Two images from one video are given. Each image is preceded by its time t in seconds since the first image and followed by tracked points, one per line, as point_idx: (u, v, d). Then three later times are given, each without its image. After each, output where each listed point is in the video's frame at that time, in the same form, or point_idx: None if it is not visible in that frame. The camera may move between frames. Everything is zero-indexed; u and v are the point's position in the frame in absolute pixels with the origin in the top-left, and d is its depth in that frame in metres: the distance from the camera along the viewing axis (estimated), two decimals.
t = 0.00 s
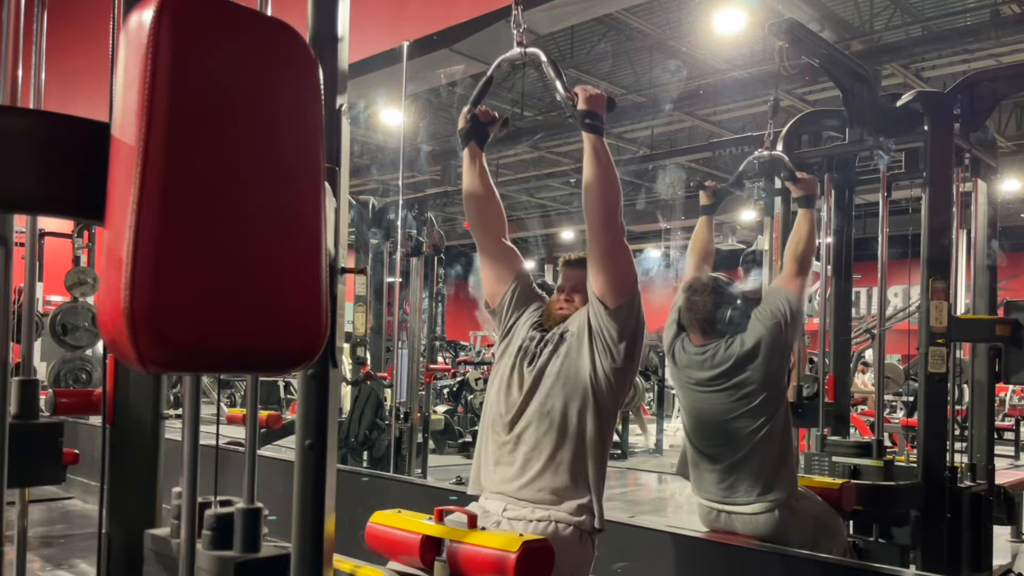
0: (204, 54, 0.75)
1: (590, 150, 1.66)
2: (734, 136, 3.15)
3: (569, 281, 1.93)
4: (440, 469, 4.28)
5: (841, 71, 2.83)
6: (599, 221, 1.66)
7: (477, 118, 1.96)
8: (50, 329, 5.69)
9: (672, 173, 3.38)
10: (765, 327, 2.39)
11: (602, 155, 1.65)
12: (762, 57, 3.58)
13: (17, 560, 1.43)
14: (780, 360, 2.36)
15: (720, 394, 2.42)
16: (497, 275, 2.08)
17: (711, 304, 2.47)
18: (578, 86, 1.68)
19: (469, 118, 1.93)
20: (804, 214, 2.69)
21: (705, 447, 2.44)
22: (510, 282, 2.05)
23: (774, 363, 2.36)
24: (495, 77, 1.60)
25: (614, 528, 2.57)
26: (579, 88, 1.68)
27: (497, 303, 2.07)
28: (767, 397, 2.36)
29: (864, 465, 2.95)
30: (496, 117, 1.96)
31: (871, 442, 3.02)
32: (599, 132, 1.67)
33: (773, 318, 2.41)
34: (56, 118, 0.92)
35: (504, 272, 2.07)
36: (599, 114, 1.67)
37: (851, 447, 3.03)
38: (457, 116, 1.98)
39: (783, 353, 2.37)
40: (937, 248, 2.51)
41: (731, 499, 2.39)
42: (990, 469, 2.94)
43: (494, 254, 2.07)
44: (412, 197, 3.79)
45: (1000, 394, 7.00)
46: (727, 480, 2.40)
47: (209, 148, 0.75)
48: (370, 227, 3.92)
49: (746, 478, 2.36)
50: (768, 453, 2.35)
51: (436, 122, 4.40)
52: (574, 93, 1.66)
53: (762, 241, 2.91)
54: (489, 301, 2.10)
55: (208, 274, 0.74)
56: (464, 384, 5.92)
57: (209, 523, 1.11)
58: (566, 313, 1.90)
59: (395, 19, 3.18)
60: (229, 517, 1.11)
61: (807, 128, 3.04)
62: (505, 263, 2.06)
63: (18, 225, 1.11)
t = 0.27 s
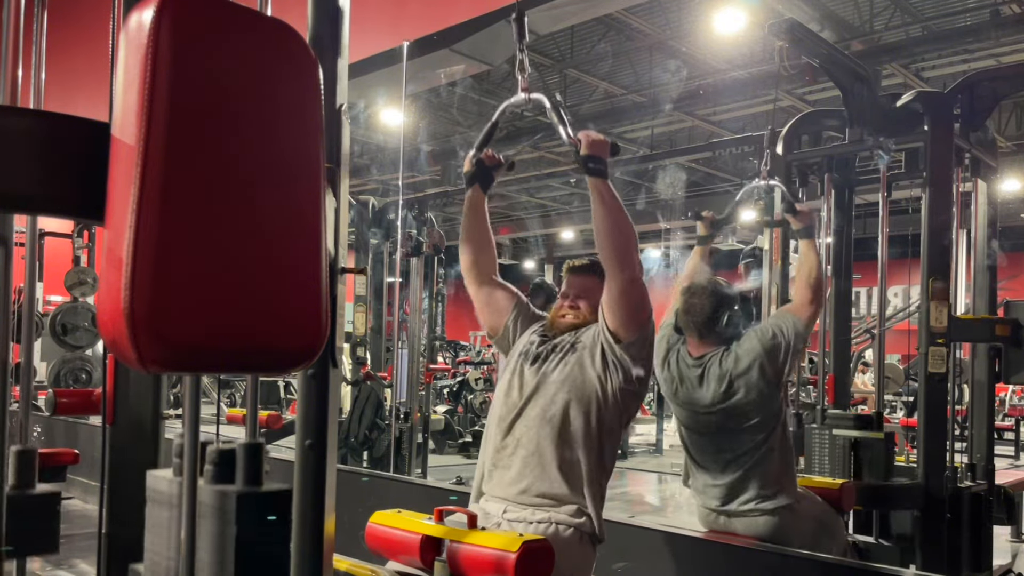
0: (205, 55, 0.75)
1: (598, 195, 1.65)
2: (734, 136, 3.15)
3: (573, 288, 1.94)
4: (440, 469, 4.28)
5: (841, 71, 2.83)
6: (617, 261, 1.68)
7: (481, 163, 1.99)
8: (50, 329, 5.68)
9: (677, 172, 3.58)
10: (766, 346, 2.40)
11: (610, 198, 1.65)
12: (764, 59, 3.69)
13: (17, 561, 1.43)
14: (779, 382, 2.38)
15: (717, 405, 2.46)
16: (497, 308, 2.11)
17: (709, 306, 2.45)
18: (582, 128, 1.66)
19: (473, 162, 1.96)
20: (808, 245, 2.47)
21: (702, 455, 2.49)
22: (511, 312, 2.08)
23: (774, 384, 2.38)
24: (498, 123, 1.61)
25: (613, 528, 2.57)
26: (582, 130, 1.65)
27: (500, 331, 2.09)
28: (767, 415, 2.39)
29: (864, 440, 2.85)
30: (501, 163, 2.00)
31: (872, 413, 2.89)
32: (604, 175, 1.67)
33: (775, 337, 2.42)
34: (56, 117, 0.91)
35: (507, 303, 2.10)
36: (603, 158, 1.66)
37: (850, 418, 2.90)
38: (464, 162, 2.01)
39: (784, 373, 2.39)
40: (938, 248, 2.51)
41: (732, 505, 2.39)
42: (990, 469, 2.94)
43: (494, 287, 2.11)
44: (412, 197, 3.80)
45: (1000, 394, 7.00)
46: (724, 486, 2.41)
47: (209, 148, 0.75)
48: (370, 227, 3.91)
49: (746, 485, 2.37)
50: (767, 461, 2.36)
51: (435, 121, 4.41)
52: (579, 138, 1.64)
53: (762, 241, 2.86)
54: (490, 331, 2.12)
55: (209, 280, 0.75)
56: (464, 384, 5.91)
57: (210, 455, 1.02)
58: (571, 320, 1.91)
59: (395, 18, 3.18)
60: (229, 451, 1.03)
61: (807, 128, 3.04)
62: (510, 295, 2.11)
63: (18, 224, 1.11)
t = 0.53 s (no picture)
0: (204, 56, 0.75)
1: (603, 256, 1.64)
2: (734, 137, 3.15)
3: (578, 293, 1.97)
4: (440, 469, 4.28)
5: (841, 71, 2.83)
6: (629, 315, 1.70)
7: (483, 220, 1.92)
8: (50, 329, 5.68)
9: (671, 175, 3.74)
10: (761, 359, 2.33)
11: (615, 258, 1.65)
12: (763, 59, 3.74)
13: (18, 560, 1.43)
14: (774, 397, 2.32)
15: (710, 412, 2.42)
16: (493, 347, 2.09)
17: (707, 312, 2.41)
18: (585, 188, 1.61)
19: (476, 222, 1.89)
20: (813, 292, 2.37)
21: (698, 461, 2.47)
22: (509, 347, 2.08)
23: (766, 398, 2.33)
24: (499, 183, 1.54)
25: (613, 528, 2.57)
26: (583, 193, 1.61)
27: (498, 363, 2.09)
28: (760, 426, 2.36)
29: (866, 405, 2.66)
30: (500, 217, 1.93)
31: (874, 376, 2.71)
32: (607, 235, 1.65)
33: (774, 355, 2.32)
34: (56, 117, 0.92)
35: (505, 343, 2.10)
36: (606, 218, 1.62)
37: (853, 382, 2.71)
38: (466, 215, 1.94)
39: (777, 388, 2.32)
40: (938, 248, 2.51)
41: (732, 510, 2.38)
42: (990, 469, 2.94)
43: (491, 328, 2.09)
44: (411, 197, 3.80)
45: (1000, 394, 7.00)
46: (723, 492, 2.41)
47: (209, 148, 0.75)
48: (370, 227, 3.91)
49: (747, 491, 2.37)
50: (768, 467, 2.35)
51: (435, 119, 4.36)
52: (580, 202, 1.60)
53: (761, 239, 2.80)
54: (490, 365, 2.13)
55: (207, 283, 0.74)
56: (464, 384, 5.91)
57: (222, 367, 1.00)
58: (574, 327, 1.94)
59: (395, 18, 3.17)
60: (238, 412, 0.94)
61: (807, 128, 3.04)
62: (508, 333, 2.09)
63: (18, 224, 1.11)
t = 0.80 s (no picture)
0: (204, 57, 0.75)
1: (602, 298, 1.76)
2: (734, 136, 3.15)
3: (578, 296, 2.02)
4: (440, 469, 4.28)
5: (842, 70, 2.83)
6: (633, 357, 1.76)
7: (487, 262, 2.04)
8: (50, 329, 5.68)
9: (672, 174, 3.74)
10: (765, 365, 2.36)
11: (613, 300, 1.75)
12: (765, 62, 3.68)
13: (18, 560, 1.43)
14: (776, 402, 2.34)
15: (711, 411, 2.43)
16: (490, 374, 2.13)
17: (708, 311, 2.45)
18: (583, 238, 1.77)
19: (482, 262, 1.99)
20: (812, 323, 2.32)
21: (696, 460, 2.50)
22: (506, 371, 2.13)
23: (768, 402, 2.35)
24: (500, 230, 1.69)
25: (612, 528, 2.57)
26: (583, 241, 1.77)
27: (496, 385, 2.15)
28: (759, 428, 2.37)
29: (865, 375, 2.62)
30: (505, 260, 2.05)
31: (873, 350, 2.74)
32: (607, 281, 1.77)
33: (781, 364, 2.35)
34: (56, 117, 0.92)
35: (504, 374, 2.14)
36: (604, 264, 1.76)
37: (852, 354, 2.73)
38: (469, 259, 2.06)
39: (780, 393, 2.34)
40: (938, 248, 2.51)
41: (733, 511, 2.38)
42: (990, 469, 2.95)
43: (489, 361, 2.13)
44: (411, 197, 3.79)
45: (1000, 394, 6.99)
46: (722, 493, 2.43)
47: (209, 149, 0.75)
48: (370, 227, 3.91)
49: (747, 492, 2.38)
50: (767, 469, 2.37)
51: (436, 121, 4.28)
52: (579, 247, 1.75)
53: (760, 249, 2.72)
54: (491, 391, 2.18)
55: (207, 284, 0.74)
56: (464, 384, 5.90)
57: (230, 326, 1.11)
58: (577, 330, 1.99)
59: (394, 18, 3.17)
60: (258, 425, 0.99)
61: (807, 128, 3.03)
62: (507, 362, 2.13)
63: (18, 224, 1.11)
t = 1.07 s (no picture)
0: (204, 57, 0.75)
1: (607, 326, 1.80)
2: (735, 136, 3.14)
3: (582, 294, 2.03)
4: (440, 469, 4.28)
5: (841, 70, 2.83)
6: (637, 385, 1.81)
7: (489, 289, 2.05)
8: (50, 329, 5.68)
9: (672, 174, 3.69)
10: (766, 371, 2.34)
11: (618, 329, 1.79)
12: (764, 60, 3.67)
13: (17, 559, 1.43)
14: (776, 408, 2.33)
15: (711, 414, 2.42)
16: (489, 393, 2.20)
17: (707, 312, 2.46)
18: (587, 265, 1.82)
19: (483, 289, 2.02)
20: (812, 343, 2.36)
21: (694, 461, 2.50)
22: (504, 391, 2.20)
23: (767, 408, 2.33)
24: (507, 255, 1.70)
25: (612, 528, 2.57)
26: (589, 269, 1.82)
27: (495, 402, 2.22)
28: (758, 431, 2.37)
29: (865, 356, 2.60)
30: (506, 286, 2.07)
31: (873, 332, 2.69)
32: (613, 308, 1.81)
33: (782, 372, 2.32)
34: (56, 117, 0.92)
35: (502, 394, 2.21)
36: (610, 291, 1.81)
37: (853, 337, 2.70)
38: (473, 285, 2.06)
39: (780, 400, 2.32)
40: (938, 249, 2.51)
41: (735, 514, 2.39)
42: (990, 469, 2.94)
43: (490, 383, 2.19)
44: (412, 197, 3.79)
45: (1000, 394, 6.99)
46: (721, 494, 2.43)
47: (209, 148, 0.75)
48: (370, 227, 3.91)
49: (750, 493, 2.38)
50: (767, 471, 2.38)
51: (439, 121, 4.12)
52: (584, 275, 1.80)
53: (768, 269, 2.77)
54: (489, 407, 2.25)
55: (207, 285, 0.74)
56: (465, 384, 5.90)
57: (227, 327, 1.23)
58: (577, 334, 2.00)
59: (394, 18, 3.17)
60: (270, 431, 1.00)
61: (807, 128, 3.03)
62: (506, 382, 2.19)
63: (18, 225, 1.10)
